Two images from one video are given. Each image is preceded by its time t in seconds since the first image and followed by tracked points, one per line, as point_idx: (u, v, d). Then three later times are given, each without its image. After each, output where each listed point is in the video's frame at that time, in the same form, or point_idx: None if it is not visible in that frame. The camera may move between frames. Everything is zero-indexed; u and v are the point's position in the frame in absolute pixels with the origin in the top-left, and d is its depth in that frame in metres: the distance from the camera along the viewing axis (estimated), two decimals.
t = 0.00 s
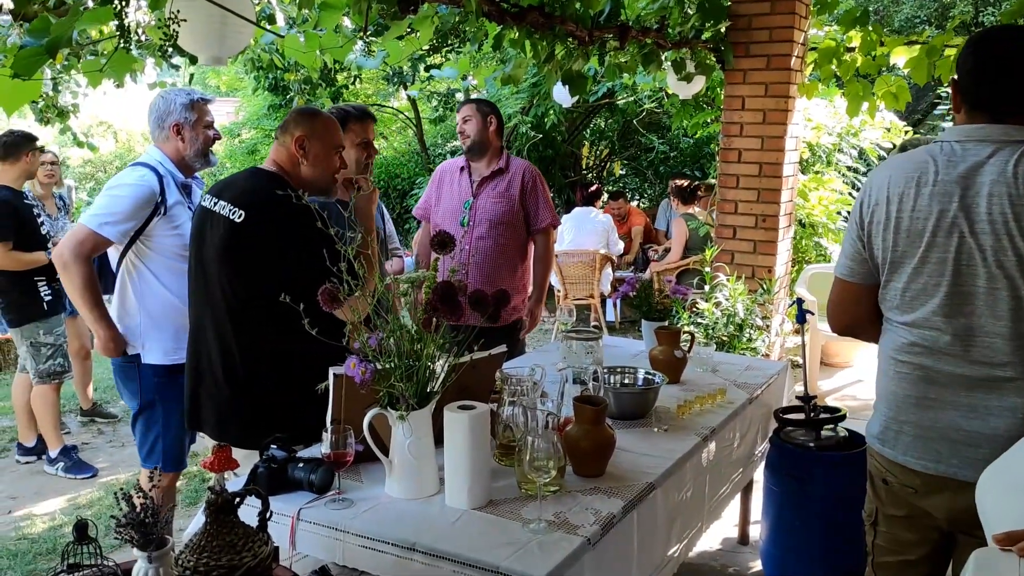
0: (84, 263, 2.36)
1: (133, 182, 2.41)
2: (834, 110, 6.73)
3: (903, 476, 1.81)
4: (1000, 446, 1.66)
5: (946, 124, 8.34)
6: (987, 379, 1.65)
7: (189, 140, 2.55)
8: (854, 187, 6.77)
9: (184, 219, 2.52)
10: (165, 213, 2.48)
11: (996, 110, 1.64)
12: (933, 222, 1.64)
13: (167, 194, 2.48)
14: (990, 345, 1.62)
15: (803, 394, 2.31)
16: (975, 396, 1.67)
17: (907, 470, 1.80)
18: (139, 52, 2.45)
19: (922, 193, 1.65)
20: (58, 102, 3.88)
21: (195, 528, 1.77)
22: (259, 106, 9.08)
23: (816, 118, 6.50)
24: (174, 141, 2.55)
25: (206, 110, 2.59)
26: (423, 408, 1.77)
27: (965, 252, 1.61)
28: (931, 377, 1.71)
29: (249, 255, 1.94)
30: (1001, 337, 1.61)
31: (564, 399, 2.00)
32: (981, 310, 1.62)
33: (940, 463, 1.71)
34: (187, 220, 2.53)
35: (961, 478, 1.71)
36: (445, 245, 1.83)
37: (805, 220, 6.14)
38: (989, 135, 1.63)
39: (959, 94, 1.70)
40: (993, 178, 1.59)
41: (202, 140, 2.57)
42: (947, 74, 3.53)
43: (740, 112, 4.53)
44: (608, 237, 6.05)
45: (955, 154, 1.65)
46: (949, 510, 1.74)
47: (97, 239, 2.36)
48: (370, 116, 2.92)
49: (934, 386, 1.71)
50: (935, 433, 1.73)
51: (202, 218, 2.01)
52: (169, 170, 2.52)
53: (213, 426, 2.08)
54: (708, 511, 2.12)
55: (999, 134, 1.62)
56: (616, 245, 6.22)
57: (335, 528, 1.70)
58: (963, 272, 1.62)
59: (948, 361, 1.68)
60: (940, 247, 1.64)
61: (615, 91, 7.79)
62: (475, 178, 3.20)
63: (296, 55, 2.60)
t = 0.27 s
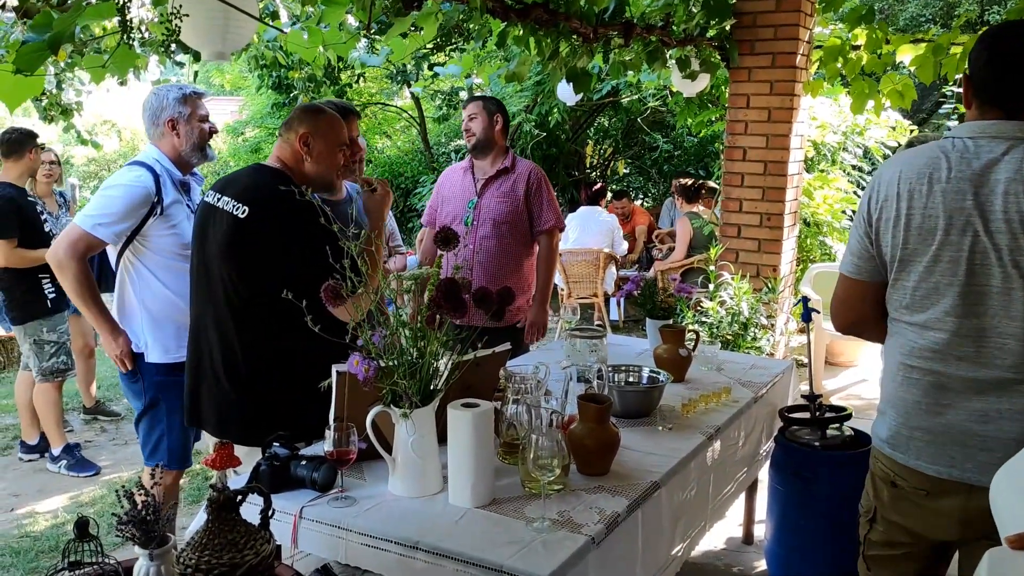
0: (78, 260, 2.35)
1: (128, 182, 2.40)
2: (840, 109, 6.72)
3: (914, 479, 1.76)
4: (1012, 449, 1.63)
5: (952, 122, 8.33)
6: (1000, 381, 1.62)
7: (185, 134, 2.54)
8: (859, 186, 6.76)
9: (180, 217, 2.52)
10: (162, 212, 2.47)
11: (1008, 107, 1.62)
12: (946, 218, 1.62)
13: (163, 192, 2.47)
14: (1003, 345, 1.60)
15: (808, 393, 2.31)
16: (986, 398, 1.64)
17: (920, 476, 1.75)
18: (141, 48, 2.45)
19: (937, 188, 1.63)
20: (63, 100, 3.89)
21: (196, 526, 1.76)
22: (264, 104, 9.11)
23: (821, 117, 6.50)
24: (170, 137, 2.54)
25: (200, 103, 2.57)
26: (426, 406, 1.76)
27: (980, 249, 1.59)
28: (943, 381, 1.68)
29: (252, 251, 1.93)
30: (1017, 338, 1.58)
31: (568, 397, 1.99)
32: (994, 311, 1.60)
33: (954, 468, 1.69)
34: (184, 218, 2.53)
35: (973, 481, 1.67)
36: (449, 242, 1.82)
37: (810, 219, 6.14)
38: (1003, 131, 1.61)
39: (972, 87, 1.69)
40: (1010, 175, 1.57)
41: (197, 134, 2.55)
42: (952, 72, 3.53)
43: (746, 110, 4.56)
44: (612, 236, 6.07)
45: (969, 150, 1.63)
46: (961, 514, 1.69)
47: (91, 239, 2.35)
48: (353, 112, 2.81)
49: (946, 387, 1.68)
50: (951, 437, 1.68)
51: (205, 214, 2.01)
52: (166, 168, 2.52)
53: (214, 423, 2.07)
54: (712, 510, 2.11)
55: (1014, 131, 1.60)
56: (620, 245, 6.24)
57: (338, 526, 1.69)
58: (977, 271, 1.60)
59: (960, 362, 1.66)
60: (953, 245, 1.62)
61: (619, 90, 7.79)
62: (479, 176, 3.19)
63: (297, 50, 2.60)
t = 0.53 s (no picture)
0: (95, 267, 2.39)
1: (134, 176, 2.39)
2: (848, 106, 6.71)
3: (894, 470, 1.75)
4: (995, 442, 1.61)
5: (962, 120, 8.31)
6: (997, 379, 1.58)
7: (186, 125, 2.53)
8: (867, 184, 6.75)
9: (185, 212, 2.51)
10: (166, 207, 2.47)
11: (983, 100, 1.62)
12: (924, 214, 1.61)
13: (168, 185, 2.47)
14: (981, 341, 1.59)
15: (816, 392, 2.30)
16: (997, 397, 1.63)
17: (899, 466, 1.74)
18: (147, 43, 2.45)
19: (916, 183, 1.62)
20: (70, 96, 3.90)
21: (201, 522, 1.75)
22: (271, 101, 9.13)
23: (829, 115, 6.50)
24: (172, 129, 2.53)
25: (194, 92, 2.56)
26: (432, 403, 1.74)
27: (956, 245, 1.59)
28: (925, 373, 1.67)
29: (259, 245, 1.92)
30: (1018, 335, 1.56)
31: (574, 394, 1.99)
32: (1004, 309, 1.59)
33: (934, 460, 1.68)
34: (188, 213, 2.52)
35: (954, 473, 1.66)
36: (455, 237, 1.81)
37: (817, 217, 6.13)
38: (981, 126, 1.60)
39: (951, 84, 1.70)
40: (986, 171, 1.56)
41: (197, 124, 2.55)
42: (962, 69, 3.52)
43: (754, 107, 4.56)
44: (619, 233, 6.08)
45: (946, 146, 1.62)
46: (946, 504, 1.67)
47: (106, 242, 2.37)
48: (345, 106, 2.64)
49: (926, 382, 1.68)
50: (932, 431, 1.67)
51: (212, 207, 2.00)
52: (170, 161, 2.51)
53: (218, 417, 2.06)
54: (719, 509, 2.10)
55: (991, 126, 1.59)
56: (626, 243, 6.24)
57: (343, 523, 1.68)
58: (954, 267, 1.59)
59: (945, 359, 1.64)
60: (930, 241, 1.61)
61: (626, 87, 7.77)
62: (488, 175, 3.19)
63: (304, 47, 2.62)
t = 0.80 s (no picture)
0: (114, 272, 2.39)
1: (139, 171, 2.38)
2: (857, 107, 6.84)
3: (857, 457, 1.80)
4: (953, 434, 1.61)
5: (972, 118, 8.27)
6: (1005, 379, 1.57)
7: (191, 123, 2.51)
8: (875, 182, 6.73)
9: (190, 207, 2.52)
10: (173, 202, 2.47)
11: (940, 91, 1.66)
12: (885, 208, 1.63)
13: (173, 179, 2.47)
14: (933, 332, 1.60)
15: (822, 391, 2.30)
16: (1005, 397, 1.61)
17: (862, 454, 1.78)
18: (154, 39, 2.45)
19: (879, 178, 1.64)
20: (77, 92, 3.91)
21: (207, 518, 1.75)
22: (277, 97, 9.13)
23: (836, 114, 6.49)
24: (177, 126, 2.52)
25: (203, 90, 2.54)
26: (438, 400, 1.74)
27: (915, 240, 1.59)
28: (886, 358, 1.68)
29: (272, 240, 1.92)
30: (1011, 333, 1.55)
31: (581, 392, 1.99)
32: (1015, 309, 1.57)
33: (891, 448, 1.70)
34: (193, 208, 2.54)
35: (913, 464, 1.67)
36: (462, 233, 1.81)
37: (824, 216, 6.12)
38: (944, 122, 1.62)
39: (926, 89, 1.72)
40: (946, 165, 1.57)
41: (203, 122, 2.53)
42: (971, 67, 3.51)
43: (761, 105, 4.56)
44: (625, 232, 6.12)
45: (912, 141, 1.63)
46: (928, 492, 1.68)
47: (119, 242, 2.37)
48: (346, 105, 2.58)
49: (888, 372, 1.68)
50: (892, 422, 1.69)
51: (224, 199, 1.99)
52: (176, 157, 2.51)
53: (223, 409, 2.06)
54: (725, 508, 2.09)
55: (954, 122, 1.61)
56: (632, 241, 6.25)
57: (349, 520, 1.67)
58: (913, 260, 1.60)
59: (905, 349, 1.64)
60: (891, 235, 1.63)
61: (632, 84, 7.76)
62: (500, 173, 3.18)
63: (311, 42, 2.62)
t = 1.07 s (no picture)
0: (118, 270, 2.40)
1: (139, 168, 2.38)
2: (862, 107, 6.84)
3: (834, 451, 1.90)
4: (919, 430, 1.68)
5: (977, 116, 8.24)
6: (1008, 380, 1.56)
7: (192, 122, 2.51)
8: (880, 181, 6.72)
9: (191, 204, 2.50)
10: (173, 199, 2.45)
11: (922, 92, 1.73)
12: (857, 205, 1.73)
13: (175, 176, 2.46)
14: (895, 326, 1.68)
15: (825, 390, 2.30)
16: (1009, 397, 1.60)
17: (838, 448, 1.88)
18: (157, 36, 2.46)
19: (854, 175, 1.75)
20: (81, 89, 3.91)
21: (208, 517, 1.74)
22: (281, 95, 9.14)
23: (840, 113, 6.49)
24: (179, 124, 2.52)
25: (208, 91, 2.54)
26: (440, 399, 1.73)
27: (882, 235, 1.68)
28: (858, 358, 1.77)
29: (283, 240, 1.93)
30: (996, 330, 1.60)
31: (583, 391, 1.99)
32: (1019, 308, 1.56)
33: (860, 441, 1.80)
34: (194, 205, 2.52)
35: (883, 458, 1.76)
36: (464, 231, 1.81)
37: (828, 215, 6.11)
38: (917, 121, 1.70)
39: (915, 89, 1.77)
40: (913, 162, 1.65)
41: (204, 121, 2.52)
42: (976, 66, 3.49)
43: (765, 104, 4.56)
44: (627, 231, 6.13)
45: (887, 141, 1.72)
46: (906, 487, 1.74)
47: (122, 239, 2.37)
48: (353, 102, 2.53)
49: (860, 367, 1.77)
50: (863, 415, 1.78)
51: (235, 195, 1.98)
52: (177, 154, 2.50)
53: (223, 404, 2.06)
54: (728, 508, 2.09)
55: (926, 121, 1.69)
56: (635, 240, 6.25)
57: (350, 518, 1.67)
58: (880, 255, 1.69)
59: (875, 344, 1.73)
60: (861, 230, 1.73)
61: (636, 83, 7.75)
62: (514, 174, 3.18)
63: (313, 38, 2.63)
